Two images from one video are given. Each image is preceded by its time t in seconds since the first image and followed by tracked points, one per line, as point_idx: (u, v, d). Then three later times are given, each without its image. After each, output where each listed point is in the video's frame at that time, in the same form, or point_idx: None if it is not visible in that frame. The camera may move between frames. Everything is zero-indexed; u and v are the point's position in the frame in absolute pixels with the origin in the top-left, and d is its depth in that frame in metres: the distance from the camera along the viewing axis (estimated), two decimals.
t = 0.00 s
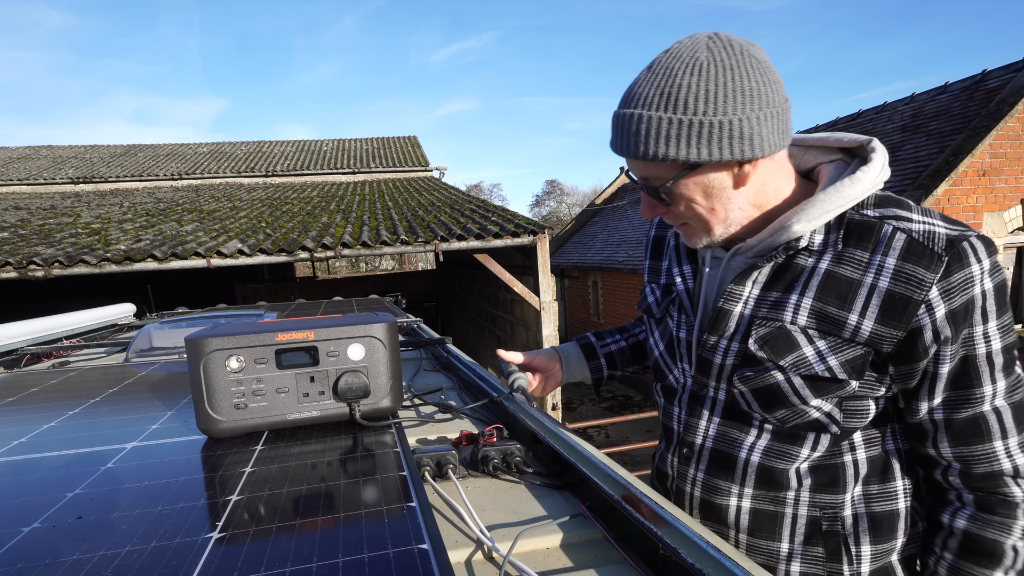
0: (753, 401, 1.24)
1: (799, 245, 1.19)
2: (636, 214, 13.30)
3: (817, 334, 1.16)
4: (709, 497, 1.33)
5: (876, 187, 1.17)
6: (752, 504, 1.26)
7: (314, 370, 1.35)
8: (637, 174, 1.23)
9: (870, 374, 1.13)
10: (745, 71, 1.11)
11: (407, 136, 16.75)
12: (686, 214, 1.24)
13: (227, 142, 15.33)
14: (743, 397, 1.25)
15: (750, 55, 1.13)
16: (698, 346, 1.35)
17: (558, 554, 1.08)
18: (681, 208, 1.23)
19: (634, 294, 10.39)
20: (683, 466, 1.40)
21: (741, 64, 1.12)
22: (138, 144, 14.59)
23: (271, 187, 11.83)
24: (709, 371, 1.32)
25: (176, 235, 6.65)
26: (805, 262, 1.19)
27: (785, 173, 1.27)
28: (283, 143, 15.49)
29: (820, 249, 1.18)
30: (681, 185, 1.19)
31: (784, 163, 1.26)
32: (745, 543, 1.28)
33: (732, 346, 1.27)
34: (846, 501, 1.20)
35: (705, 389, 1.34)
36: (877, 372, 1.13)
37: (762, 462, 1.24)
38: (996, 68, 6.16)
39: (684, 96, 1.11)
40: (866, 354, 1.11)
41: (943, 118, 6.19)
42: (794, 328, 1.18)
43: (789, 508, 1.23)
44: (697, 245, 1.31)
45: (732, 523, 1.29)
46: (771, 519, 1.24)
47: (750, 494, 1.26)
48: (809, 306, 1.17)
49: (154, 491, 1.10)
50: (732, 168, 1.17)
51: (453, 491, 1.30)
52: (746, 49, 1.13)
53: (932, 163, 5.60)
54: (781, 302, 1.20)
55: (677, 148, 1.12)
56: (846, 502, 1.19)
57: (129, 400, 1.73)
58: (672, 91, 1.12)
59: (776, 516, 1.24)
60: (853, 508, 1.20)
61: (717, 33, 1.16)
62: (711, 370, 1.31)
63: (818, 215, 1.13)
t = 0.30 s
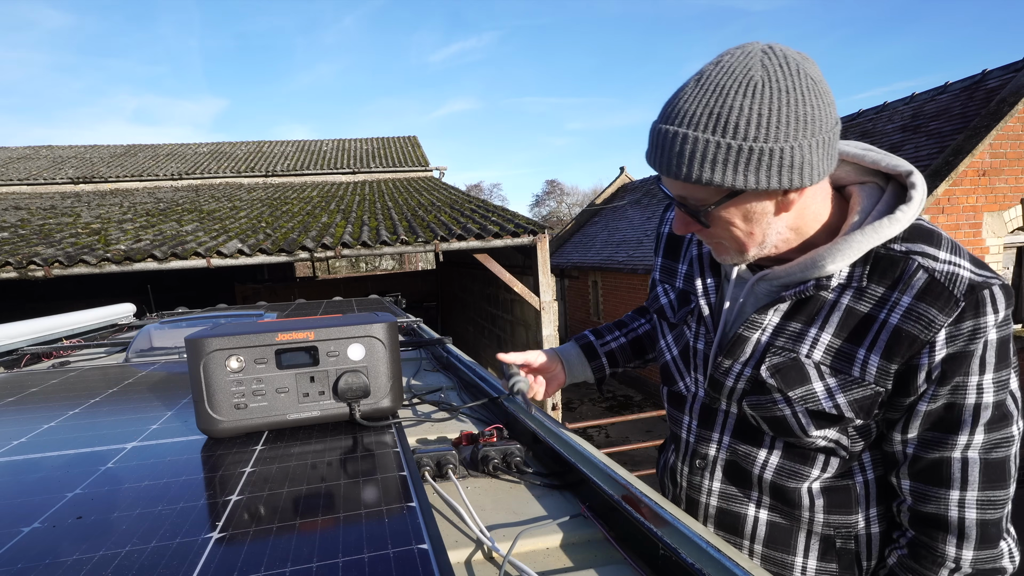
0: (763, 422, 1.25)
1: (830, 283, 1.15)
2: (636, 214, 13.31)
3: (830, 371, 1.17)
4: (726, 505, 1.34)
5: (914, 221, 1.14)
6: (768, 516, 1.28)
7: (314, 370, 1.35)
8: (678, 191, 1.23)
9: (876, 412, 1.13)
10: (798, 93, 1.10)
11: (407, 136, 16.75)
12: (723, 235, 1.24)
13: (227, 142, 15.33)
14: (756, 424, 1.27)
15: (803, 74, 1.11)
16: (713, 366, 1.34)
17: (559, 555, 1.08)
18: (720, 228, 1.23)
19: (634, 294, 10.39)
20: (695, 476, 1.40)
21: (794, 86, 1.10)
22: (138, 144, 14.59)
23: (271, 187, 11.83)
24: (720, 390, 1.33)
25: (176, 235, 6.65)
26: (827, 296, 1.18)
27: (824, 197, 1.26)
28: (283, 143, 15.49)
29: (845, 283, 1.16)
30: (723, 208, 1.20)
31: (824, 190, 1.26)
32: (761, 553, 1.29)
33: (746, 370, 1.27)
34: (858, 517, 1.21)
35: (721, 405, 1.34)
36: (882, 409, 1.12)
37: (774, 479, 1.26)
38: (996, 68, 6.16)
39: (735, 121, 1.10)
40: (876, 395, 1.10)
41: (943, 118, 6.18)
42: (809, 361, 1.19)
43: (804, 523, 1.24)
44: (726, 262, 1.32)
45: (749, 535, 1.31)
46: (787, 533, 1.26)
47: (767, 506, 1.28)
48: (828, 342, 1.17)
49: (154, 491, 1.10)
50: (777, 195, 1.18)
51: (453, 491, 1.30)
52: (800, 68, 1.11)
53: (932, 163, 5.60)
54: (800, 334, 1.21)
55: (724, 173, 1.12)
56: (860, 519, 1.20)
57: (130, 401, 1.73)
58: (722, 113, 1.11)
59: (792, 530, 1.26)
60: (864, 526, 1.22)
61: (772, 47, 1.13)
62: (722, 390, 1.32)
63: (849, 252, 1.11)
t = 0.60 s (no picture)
0: (758, 420, 1.25)
1: (828, 282, 1.15)
2: (636, 214, 13.31)
3: (827, 370, 1.16)
4: (719, 500, 1.35)
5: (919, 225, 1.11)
6: (760, 514, 1.29)
7: (314, 370, 1.35)
8: (686, 182, 1.24)
9: (872, 415, 1.10)
10: (811, 91, 1.10)
11: (407, 135, 16.74)
12: (727, 229, 1.25)
13: (227, 142, 15.33)
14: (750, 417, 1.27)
15: (818, 73, 1.11)
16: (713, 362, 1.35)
17: (559, 555, 1.08)
18: (723, 223, 1.24)
19: (634, 294, 10.40)
20: (692, 470, 1.42)
21: (807, 83, 1.10)
22: (138, 144, 14.59)
23: (271, 187, 11.83)
24: (719, 386, 1.33)
25: (176, 235, 6.65)
26: (827, 296, 1.18)
27: (831, 197, 1.25)
28: (283, 143, 15.50)
29: (844, 283, 1.15)
30: (728, 202, 1.21)
31: (831, 191, 1.24)
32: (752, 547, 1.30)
33: (745, 368, 1.28)
34: (851, 522, 1.19)
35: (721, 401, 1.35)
36: (879, 414, 1.10)
37: (766, 477, 1.26)
38: (996, 68, 6.16)
39: (744, 114, 1.11)
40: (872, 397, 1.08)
41: (943, 118, 6.18)
42: (806, 360, 1.19)
43: (795, 523, 1.24)
44: (730, 257, 1.33)
45: (738, 530, 1.32)
46: (777, 532, 1.26)
47: (760, 502, 1.29)
48: (825, 341, 1.16)
49: (154, 491, 1.10)
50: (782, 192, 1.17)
51: (453, 490, 1.30)
52: (814, 67, 1.11)
53: (932, 163, 5.60)
54: (798, 332, 1.21)
55: (730, 167, 1.13)
56: (851, 523, 1.18)
57: (130, 401, 1.73)
58: (733, 107, 1.12)
59: (783, 529, 1.26)
60: (858, 529, 1.19)
61: (787, 44, 1.14)
62: (720, 385, 1.32)
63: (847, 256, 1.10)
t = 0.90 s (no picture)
0: (787, 395, 1.25)
1: (821, 235, 1.20)
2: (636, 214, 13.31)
3: (852, 326, 1.17)
4: (744, 496, 1.33)
5: (887, 172, 1.19)
6: (789, 492, 1.29)
7: (314, 370, 1.35)
8: (676, 178, 1.24)
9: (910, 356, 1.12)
10: (771, 69, 1.18)
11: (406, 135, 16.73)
12: (723, 215, 1.25)
13: (227, 142, 15.33)
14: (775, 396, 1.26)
15: (770, 54, 1.20)
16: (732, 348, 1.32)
17: (559, 555, 1.08)
18: (720, 209, 1.24)
19: (634, 294, 10.40)
20: (716, 469, 1.38)
21: (766, 62, 1.18)
22: (138, 144, 14.59)
23: (271, 188, 11.83)
24: (741, 373, 1.31)
25: (176, 235, 6.65)
26: (826, 253, 1.21)
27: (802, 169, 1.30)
28: (283, 143, 15.49)
29: (838, 238, 1.20)
30: (723, 183, 1.21)
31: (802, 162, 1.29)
32: (780, 534, 1.30)
33: (766, 346, 1.27)
34: (882, 486, 1.20)
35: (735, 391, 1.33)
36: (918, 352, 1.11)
37: (801, 459, 1.25)
38: (996, 68, 6.16)
39: (722, 95, 1.15)
40: (905, 336, 1.11)
41: (943, 118, 6.18)
42: (829, 320, 1.19)
43: (826, 495, 1.25)
44: (728, 251, 1.33)
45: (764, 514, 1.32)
46: (807, 507, 1.26)
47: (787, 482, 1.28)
48: (841, 297, 1.18)
49: (154, 491, 1.10)
50: (769, 163, 1.22)
51: (453, 491, 1.30)
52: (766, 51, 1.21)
53: (932, 163, 5.59)
54: (812, 296, 1.21)
55: (723, 145, 1.15)
56: (881, 488, 1.20)
57: (130, 401, 1.73)
58: (709, 92, 1.16)
59: (813, 504, 1.26)
60: (888, 493, 1.20)
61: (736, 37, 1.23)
62: (744, 372, 1.30)
63: (835, 204, 1.16)
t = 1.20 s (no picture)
0: (763, 402, 1.25)
1: (810, 242, 1.20)
2: (637, 213, 13.31)
3: (825, 329, 1.17)
4: (738, 504, 1.33)
5: (872, 179, 1.17)
6: (781, 509, 1.28)
7: (314, 370, 1.35)
8: (688, 167, 1.23)
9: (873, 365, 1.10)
10: (764, 59, 1.22)
11: (407, 135, 16.74)
12: (737, 202, 1.23)
13: (227, 142, 15.33)
14: (752, 402, 1.26)
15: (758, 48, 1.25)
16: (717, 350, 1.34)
17: (559, 555, 1.08)
18: (735, 195, 1.22)
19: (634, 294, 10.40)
20: (705, 476, 1.38)
21: (758, 53, 1.22)
22: (138, 144, 14.59)
23: (271, 187, 11.83)
24: (725, 377, 1.32)
25: (176, 235, 6.66)
26: (809, 259, 1.22)
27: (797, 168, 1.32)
28: (283, 143, 15.50)
29: (825, 244, 1.20)
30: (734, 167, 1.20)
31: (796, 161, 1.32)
32: (774, 550, 1.29)
33: (749, 347, 1.28)
34: (873, 508, 1.21)
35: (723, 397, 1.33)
36: (882, 361, 1.09)
37: (783, 471, 1.25)
38: (996, 68, 6.16)
39: (725, 81, 1.17)
40: (870, 343, 1.08)
41: (943, 118, 6.19)
42: (801, 324, 1.21)
43: (817, 515, 1.24)
44: (733, 244, 1.31)
45: (756, 529, 1.31)
46: (800, 526, 1.26)
47: (780, 499, 1.28)
48: (816, 302, 1.19)
49: (154, 491, 1.10)
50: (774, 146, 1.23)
51: (454, 491, 1.30)
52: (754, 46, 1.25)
53: (932, 163, 5.59)
54: (790, 300, 1.23)
55: (732, 126, 1.15)
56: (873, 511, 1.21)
57: (130, 401, 1.73)
58: (712, 78, 1.18)
59: (805, 523, 1.26)
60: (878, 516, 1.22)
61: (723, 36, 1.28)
62: (726, 375, 1.31)
63: (826, 211, 1.16)
